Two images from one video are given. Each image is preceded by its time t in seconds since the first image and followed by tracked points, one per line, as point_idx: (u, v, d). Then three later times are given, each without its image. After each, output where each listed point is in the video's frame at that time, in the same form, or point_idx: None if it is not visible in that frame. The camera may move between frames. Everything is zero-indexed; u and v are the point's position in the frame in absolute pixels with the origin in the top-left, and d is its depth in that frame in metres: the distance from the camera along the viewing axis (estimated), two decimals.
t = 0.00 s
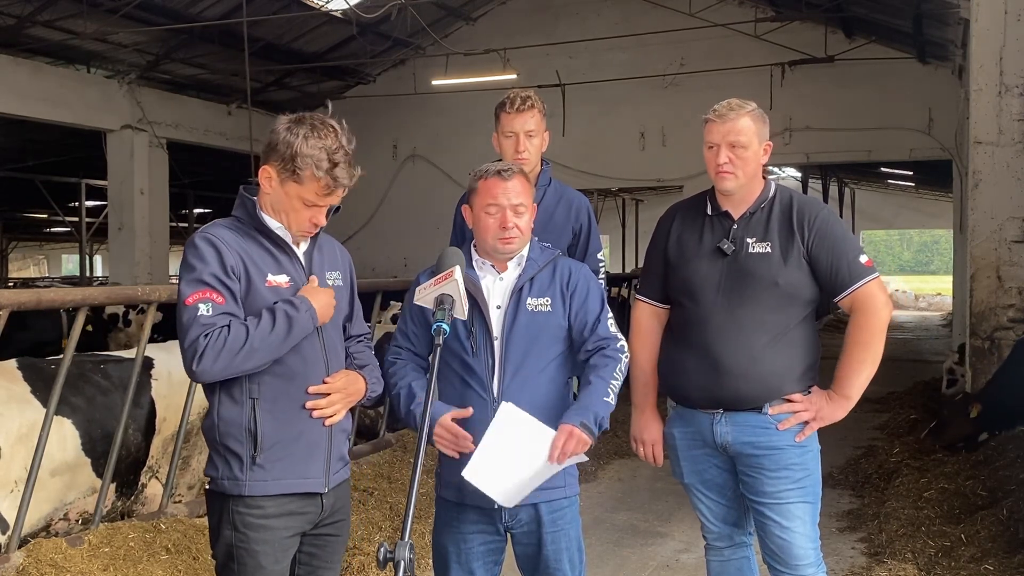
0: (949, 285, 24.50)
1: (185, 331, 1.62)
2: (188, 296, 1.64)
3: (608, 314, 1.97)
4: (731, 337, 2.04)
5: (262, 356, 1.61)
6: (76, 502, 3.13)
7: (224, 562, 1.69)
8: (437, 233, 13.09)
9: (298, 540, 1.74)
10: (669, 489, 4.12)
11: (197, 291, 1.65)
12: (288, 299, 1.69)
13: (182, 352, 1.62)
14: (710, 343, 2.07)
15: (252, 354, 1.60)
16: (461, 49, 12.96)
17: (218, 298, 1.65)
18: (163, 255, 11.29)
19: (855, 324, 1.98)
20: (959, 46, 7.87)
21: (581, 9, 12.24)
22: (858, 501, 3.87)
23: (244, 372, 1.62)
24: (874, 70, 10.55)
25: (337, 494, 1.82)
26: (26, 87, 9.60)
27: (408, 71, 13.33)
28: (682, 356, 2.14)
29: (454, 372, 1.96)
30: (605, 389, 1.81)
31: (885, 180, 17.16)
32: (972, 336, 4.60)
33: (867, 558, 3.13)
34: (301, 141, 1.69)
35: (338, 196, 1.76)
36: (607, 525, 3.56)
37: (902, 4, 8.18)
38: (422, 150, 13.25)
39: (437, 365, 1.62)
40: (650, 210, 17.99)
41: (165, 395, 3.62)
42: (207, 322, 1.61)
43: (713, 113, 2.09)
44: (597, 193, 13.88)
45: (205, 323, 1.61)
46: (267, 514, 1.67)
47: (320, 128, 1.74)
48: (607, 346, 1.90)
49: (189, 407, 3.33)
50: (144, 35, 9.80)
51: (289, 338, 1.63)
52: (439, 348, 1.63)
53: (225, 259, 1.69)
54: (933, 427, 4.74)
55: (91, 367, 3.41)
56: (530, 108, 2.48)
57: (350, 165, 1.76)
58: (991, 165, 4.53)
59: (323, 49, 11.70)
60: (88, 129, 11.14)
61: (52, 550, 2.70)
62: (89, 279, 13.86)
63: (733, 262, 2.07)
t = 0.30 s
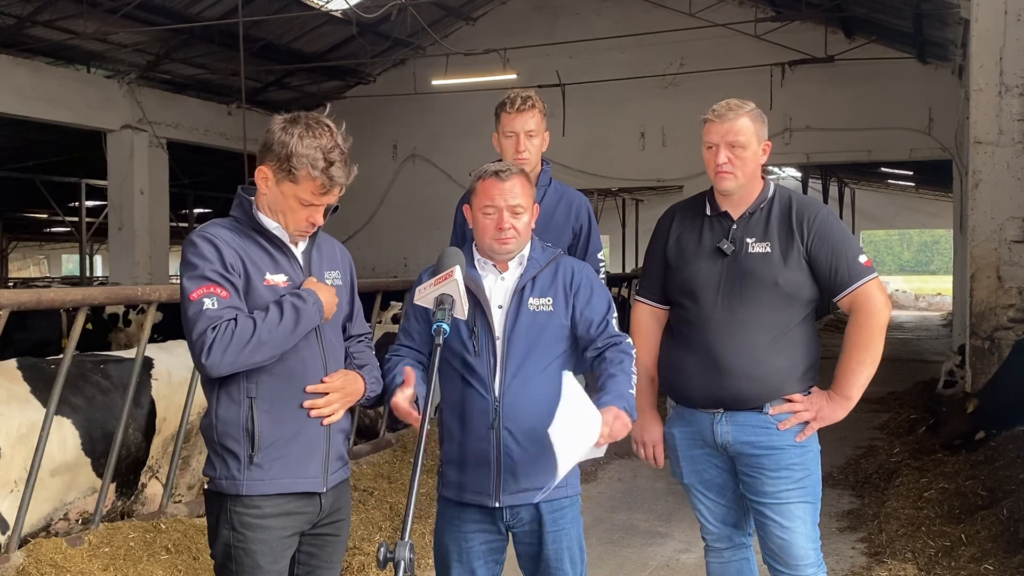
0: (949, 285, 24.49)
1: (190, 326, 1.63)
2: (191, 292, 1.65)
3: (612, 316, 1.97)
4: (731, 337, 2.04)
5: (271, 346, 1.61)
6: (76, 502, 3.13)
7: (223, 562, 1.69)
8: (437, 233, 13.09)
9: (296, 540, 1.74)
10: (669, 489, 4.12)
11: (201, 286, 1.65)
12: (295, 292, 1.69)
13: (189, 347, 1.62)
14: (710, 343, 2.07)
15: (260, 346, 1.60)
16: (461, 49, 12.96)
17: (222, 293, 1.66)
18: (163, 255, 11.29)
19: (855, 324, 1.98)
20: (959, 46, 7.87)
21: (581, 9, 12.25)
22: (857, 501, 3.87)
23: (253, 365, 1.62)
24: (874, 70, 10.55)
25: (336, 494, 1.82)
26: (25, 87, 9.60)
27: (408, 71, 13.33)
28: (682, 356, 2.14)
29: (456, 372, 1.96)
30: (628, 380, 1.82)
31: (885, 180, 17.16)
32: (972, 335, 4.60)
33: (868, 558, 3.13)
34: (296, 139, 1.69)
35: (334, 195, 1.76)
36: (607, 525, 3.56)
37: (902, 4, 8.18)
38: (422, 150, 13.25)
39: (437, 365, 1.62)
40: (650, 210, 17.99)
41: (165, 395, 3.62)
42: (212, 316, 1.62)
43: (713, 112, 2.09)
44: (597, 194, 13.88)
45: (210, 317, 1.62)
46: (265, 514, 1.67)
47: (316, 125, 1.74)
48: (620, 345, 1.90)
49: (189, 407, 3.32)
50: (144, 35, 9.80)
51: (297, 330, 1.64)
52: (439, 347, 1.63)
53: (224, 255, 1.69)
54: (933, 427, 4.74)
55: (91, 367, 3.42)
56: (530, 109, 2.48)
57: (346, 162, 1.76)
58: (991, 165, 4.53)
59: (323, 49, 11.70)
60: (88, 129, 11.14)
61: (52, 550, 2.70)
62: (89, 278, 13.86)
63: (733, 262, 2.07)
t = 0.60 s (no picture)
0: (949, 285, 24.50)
1: (204, 313, 1.62)
2: (199, 282, 1.65)
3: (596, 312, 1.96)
4: (731, 336, 2.04)
5: (285, 323, 1.61)
6: (75, 502, 3.13)
7: (223, 562, 1.69)
8: (438, 233, 13.08)
9: (296, 540, 1.74)
10: (669, 489, 4.12)
11: (208, 275, 1.65)
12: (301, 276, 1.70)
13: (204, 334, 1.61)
14: (711, 343, 2.07)
15: (274, 322, 1.60)
16: (461, 49, 12.96)
17: (230, 279, 1.66)
18: (163, 254, 11.28)
19: (854, 324, 1.99)
20: (960, 46, 7.87)
21: (581, 9, 12.25)
22: (857, 501, 3.87)
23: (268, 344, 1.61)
24: (874, 71, 10.55)
25: (336, 493, 1.82)
26: (25, 87, 9.60)
27: (408, 71, 13.33)
28: (682, 356, 2.14)
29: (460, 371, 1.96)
30: (561, 383, 1.82)
31: (885, 180, 17.16)
32: (972, 335, 4.59)
33: (868, 558, 3.13)
34: (289, 135, 1.70)
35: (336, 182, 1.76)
36: (606, 525, 3.56)
37: (902, 4, 8.18)
38: (422, 150, 13.25)
39: (436, 366, 1.63)
40: (650, 210, 18.00)
41: (164, 395, 3.62)
42: (224, 299, 1.61)
43: (709, 114, 2.09)
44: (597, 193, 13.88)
45: (222, 300, 1.61)
46: (265, 513, 1.67)
47: (297, 118, 1.74)
48: (583, 342, 1.91)
49: (189, 407, 3.32)
50: (144, 35, 9.80)
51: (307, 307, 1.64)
52: (439, 349, 1.64)
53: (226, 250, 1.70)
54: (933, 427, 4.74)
55: (91, 367, 3.41)
56: (530, 108, 2.47)
57: (338, 149, 1.78)
58: (991, 165, 4.52)
59: (323, 49, 11.70)
60: (88, 129, 11.14)
61: (52, 550, 2.70)
62: (89, 278, 13.86)
63: (733, 262, 2.07)
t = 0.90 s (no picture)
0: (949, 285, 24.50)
1: (191, 325, 1.62)
2: (193, 290, 1.64)
3: (591, 307, 1.97)
4: (732, 336, 2.04)
5: (271, 351, 1.61)
6: (75, 502, 3.13)
7: (228, 562, 1.69)
8: (437, 233, 13.08)
9: (300, 539, 1.74)
10: (668, 489, 4.12)
11: (202, 284, 1.64)
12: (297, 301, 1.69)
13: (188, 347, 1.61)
14: (712, 344, 2.06)
15: (261, 349, 1.60)
16: (461, 49, 12.96)
17: (223, 292, 1.65)
18: (163, 254, 11.28)
19: (853, 324, 1.99)
20: (960, 46, 7.87)
21: (581, 9, 12.24)
22: (857, 501, 3.87)
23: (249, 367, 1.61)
24: (874, 70, 10.55)
25: (339, 493, 1.82)
26: (25, 87, 9.60)
27: (408, 71, 13.33)
28: (682, 356, 2.14)
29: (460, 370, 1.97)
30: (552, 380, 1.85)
31: (885, 180, 17.16)
32: (972, 335, 4.59)
33: (868, 558, 3.13)
34: (286, 131, 1.73)
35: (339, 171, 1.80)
36: (606, 525, 3.56)
37: (902, 4, 8.18)
38: (422, 150, 13.25)
39: (437, 365, 1.63)
40: (650, 210, 18.00)
41: (164, 395, 3.62)
42: (213, 315, 1.61)
43: (710, 113, 2.09)
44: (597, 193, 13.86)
45: (211, 316, 1.61)
46: (271, 513, 1.67)
47: (291, 113, 1.77)
48: (577, 339, 1.91)
49: (189, 407, 3.31)
50: (144, 35, 9.80)
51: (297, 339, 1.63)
52: (439, 348, 1.64)
53: (226, 256, 1.69)
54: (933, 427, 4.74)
55: (91, 367, 3.41)
56: (530, 109, 2.47)
57: (336, 138, 1.81)
58: (991, 165, 4.52)
59: (323, 49, 11.70)
60: (88, 129, 11.14)
61: (52, 550, 2.70)
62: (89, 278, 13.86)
63: (733, 262, 2.07)
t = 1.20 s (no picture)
0: (949, 285, 24.50)
1: (184, 334, 1.62)
2: (189, 297, 1.64)
3: (592, 309, 1.99)
4: (731, 335, 2.04)
5: (260, 388, 1.61)
6: (74, 502, 3.13)
7: (229, 562, 1.69)
8: (437, 233, 13.08)
9: (301, 539, 1.74)
10: (668, 489, 4.12)
11: (199, 292, 1.64)
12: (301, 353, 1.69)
13: (178, 355, 1.62)
14: (711, 344, 2.06)
15: (251, 383, 1.60)
16: (461, 49, 12.95)
17: (219, 302, 1.65)
18: (163, 254, 11.28)
19: (853, 324, 1.99)
20: (960, 46, 7.87)
21: (581, 9, 12.24)
22: (857, 501, 3.87)
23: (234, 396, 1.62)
24: (874, 70, 10.54)
25: (340, 492, 1.82)
26: (25, 87, 9.60)
27: (408, 71, 13.32)
28: (682, 355, 2.14)
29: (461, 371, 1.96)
30: (557, 382, 1.86)
31: (885, 180, 17.16)
32: (972, 335, 4.59)
33: (868, 558, 3.13)
34: (289, 129, 1.74)
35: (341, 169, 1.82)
36: (606, 525, 3.56)
37: (902, 4, 8.17)
38: (422, 150, 13.25)
39: (437, 366, 1.63)
40: (650, 210, 18.00)
41: (164, 395, 3.62)
42: (208, 329, 1.61)
43: (709, 113, 2.10)
44: (597, 194, 13.85)
45: (205, 329, 1.61)
46: (273, 513, 1.67)
47: (292, 111, 1.78)
48: (578, 340, 1.93)
49: (188, 407, 3.31)
50: (144, 35, 9.80)
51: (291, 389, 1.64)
52: (439, 348, 1.64)
53: (226, 260, 1.68)
54: (933, 427, 4.73)
55: (90, 367, 3.41)
56: (530, 108, 2.47)
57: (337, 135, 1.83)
58: (991, 165, 4.52)
59: (323, 49, 11.70)
60: (88, 129, 11.14)
61: (52, 550, 2.69)
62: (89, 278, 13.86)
63: (732, 261, 2.07)
